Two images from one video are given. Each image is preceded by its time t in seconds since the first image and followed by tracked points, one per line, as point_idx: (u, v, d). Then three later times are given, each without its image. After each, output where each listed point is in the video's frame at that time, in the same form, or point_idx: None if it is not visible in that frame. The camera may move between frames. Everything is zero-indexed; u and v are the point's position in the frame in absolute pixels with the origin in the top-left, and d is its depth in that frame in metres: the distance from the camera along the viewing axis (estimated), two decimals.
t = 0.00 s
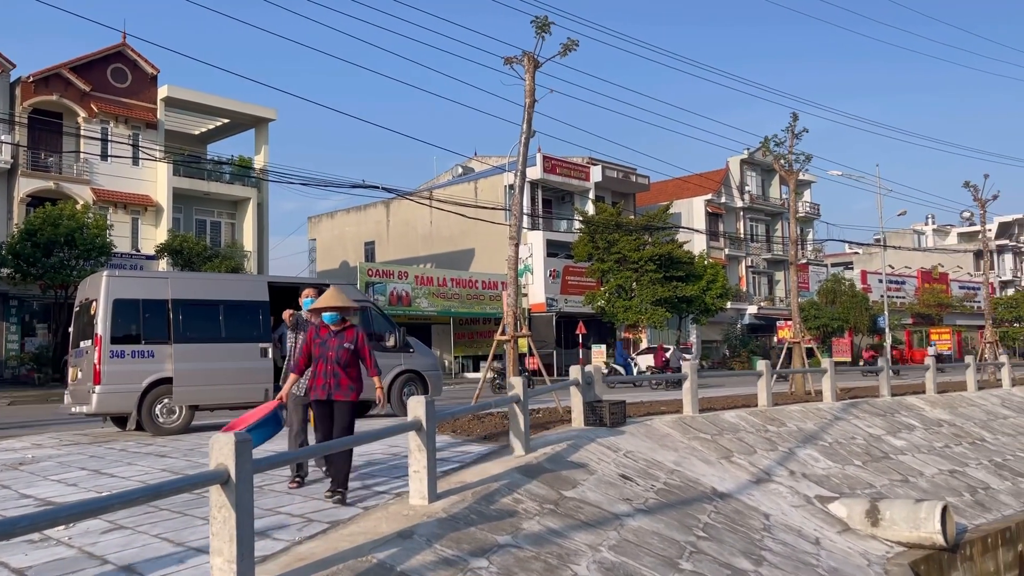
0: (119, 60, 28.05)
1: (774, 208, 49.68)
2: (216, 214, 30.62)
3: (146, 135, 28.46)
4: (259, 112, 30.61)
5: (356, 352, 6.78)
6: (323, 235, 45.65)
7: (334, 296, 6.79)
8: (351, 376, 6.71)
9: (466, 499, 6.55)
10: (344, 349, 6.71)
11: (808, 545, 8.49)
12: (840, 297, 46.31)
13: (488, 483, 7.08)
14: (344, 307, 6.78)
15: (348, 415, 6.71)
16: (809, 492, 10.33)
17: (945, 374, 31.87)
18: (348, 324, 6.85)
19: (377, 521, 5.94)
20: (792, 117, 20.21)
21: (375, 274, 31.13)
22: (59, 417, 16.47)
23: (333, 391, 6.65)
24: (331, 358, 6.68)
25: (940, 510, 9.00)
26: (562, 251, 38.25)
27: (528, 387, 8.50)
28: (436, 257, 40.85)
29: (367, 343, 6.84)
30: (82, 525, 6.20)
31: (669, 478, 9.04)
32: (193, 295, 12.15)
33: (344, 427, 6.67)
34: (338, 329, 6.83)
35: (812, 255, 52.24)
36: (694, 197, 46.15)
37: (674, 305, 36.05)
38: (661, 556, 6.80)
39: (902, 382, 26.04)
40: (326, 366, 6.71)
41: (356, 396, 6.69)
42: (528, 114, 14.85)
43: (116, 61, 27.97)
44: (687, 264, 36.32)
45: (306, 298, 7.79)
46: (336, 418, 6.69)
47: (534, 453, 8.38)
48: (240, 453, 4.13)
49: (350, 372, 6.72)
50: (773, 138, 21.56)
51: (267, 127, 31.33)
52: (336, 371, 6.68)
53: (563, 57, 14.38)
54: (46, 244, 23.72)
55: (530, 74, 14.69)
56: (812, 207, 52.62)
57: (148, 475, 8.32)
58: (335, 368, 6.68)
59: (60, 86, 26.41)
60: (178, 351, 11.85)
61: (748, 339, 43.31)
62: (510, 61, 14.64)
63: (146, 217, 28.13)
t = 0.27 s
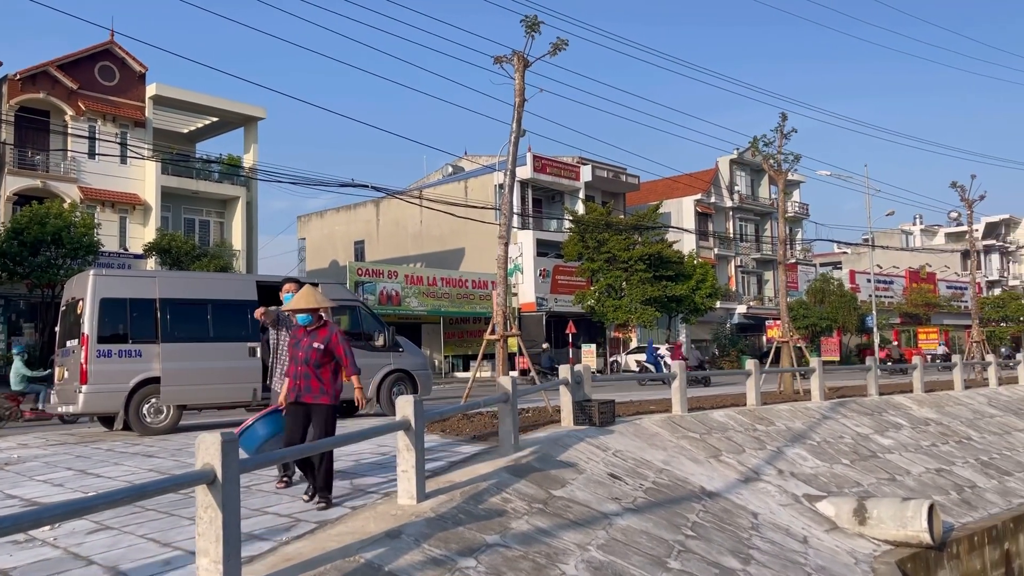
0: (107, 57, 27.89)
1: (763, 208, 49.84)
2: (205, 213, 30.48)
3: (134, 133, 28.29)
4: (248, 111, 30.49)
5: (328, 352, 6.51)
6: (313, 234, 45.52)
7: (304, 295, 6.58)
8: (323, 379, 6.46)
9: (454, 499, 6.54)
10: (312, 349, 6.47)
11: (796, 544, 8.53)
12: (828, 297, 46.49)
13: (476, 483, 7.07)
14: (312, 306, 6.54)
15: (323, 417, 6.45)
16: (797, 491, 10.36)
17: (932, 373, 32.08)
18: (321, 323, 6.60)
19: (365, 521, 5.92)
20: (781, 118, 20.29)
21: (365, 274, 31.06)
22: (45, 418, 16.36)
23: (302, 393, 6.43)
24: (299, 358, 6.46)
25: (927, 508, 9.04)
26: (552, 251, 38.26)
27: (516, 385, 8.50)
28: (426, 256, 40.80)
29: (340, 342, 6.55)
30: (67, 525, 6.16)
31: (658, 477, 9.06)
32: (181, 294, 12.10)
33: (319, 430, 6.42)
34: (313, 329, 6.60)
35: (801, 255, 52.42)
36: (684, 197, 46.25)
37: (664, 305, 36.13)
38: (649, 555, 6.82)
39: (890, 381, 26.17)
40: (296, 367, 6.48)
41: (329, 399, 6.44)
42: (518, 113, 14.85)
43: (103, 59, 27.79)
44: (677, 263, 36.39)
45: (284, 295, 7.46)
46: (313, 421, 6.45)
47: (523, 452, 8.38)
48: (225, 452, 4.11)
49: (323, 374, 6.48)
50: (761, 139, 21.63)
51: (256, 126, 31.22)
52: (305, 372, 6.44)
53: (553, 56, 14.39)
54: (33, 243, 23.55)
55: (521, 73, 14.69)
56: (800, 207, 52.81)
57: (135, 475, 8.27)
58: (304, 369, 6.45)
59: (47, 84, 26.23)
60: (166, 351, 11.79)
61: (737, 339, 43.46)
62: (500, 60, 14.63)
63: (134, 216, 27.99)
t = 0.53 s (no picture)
0: (94, 55, 27.72)
1: (752, 208, 50.01)
2: (193, 212, 30.34)
3: (122, 132, 28.13)
4: (237, 109, 30.37)
5: (293, 356, 6.24)
6: (302, 234, 45.38)
7: (269, 298, 6.34)
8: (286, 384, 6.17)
9: (443, 498, 6.53)
10: (276, 353, 6.20)
11: (784, 543, 8.55)
12: (817, 297, 46.69)
13: (465, 482, 7.06)
14: (276, 308, 6.29)
15: (288, 425, 6.18)
16: (785, 490, 10.40)
17: (919, 373, 32.30)
18: (287, 326, 6.32)
19: (353, 521, 5.91)
20: (770, 118, 20.38)
21: (354, 273, 30.98)
22: (32, 418, 16.25)
23: (266, 400, 6.15)
24: (263, 364, 6.21)
25: (914, 506, 9.08)
26: (542, 251, 38.28)
27: (506, 386, 8.49)
28: (416, 256, 40.75)
29: (305, 344, 6.26)
30: (53, 526, 6.12)
31: (647, 477, 9.08)
32: (169, 294, 12.05)
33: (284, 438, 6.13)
34: (278, 333, 6.32)
35: (790, 255, 52.59)
36: (673, 197, 46.37)
37: (653, 304, 36.19)
38: (638, 554, 6.82)
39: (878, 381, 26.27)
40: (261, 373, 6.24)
41: (291, 405, 6.15)
42: (508, 112, 14.85)
43: (91, 57, 27.62)
44: (666, 263, 36.46)
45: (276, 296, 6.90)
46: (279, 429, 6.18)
47: (512, 452, 8.37)
48: (213, 452, 4.09)
49: (287, 379, 6.19)
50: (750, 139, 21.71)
51: (245, 125, 31.10)
52: (269, 377, 6.18)
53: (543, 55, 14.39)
54: (19, 242, 23.39)
55: (510, 73, 14.69)
56: (789, 207, 53.00)
57: (122, 475, 8.22)
58: (268, 374, 6.19)
59: (34, 82, 26.04)
60: (154, 350, 11.73)
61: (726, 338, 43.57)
62: (490, 60, 14.63)
63: (121, 215, 27.85)
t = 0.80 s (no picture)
0: (80, 53, 27.54)
1: (740, 208, 50.17)
2: (181, 211, 30.19)
3: (108, 130, 27.95)
4: (225, 108, 30.24)
5: (254, 354, 5.97)
6: (291, 233, 45.23)
7: (228, 296, 6.16)
8: (247, 383, 5.86)
9: (432, 498, 6.52)
10: (236, 350, 5.94)
11: (771, 541, 8.58)
12: (805, 297, 46.89)
13: (453, 482, 7.05)
14: (235, 306, 6.12)
15: (250, 426, 5.83)
16: (772, 489, 10.43)
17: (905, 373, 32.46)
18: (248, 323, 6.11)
19: (341, 521, 5.89)
20: (758, 118, 20.44)
21: (342, 273, 30.91)
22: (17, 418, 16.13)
23: (225, 400, 5.84)
24: (223, 363, 5.94)
25: (900, 505, 9.14)
26: (531, 251, 38.31)
27: (494, 385, 8.48)
28: (404, 256, 40.68)
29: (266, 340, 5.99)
30: (38, 527, 6.07)
31: (635, 476, 9.09)
32: (156, 294, 12.00)
33: (243, 439, 5.78)
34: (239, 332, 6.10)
35: (778, 255, 52.77)
36: (662, 197, 46.49)
37: (642, 304, 36.27)
38: (626, 553, 6.83)
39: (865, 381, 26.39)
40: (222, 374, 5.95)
41: (252, 404, 5.82)
42: (496, 112, 14.83)
43: (77, 55, 27.43)
44: (655, 263, 36.53)
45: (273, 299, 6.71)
46: (241, 432, 5.82)
47: (500, 452, 8.37)
48: (199, 452, 4.06)
49: (248, 378, 5.89)
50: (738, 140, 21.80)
51: (232, 123, 30.96)
52: (228, 377, 5.88)
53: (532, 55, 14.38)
54: (4, 242, 23.19)
55: (499, 72, 14.67)
56: (777, 207, 53.19)
57: (108, 476, 8.17)
58: (227, 373, 5.90)
59: (20, 80, 25.84)
60: (141, 350, 11.68)
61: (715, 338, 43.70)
62: (479, 59, 14.61)
63: (108, 214, 27.67)
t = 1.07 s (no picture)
0: (66, 51, 27.35)
1: (728, 209, 50.33)
2: (167, 210, 30.03)
3: (94, 129, 27.76)
4: (212, 107, 30.10)
5: (213, 359, 5.74)
6: (279, 232, 45.07)
7: (188, 296, 5.87)
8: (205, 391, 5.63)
9: (419, 497, 6.51)
10: (194, 355, 5.68)
11: (758, 540, 8.61)
12: (792, 296, 47.10)
13: (441, 482, 7.04)
14: (196, 307, 5.82)
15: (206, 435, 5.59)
16: (759, 488, 10.47)
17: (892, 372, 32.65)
18: (208, 327, 5.86)
19: (328, 521, 5.87)
20: (745, 118, 20.52)
21: (330, 272, 30.84)
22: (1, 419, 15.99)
23: (181, 408, 5.56)
24: (180, 367, 5.68)
25: (885, 504, 9.20)
26: (520, 250, 38.31)
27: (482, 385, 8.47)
28: (393, 255, 40.61)
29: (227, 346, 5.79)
30: (22, 528, 6.02)
31: (623, 475, 9.11)
32: (142, 293, 11.95)
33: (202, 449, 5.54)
34: (198, 335, 5.83)
35: (765, 255, 52.96)
36: (650, 197, 46.61)
37: (630, 304, 36.33)
38: (613, 552, 6.85)
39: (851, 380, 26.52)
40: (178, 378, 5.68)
41: (211, 413, 5.58)
42: (485, 112, 14.82)
43: (62, 53, 27.24)
44: (643, 263, 36.59)
45: (259, 296, 6.67)
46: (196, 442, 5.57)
47: (488, 452, 8.36)
48: (184, 452, 4.04)
49: (207, 384, 5.66)
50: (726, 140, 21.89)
51: (220, 122, 30.82)
52: (184, 384, 5.63)
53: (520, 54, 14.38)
54: None
55: (487, 72, 14.67)
56: (765, 207, 53.39)
57: (92, 477, 8.11)
58: (185, 379, 5.64)
59: (5, 78, 25.63)
60: (127, 350, 11.62)
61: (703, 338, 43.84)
62: (467, 58, 14.59)
63: (94, 213, 27.52)
